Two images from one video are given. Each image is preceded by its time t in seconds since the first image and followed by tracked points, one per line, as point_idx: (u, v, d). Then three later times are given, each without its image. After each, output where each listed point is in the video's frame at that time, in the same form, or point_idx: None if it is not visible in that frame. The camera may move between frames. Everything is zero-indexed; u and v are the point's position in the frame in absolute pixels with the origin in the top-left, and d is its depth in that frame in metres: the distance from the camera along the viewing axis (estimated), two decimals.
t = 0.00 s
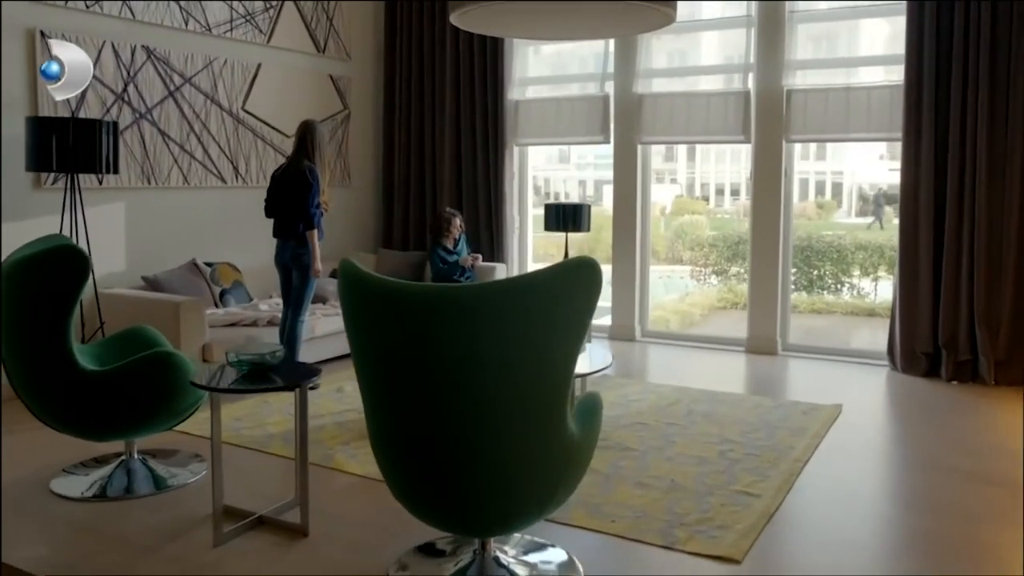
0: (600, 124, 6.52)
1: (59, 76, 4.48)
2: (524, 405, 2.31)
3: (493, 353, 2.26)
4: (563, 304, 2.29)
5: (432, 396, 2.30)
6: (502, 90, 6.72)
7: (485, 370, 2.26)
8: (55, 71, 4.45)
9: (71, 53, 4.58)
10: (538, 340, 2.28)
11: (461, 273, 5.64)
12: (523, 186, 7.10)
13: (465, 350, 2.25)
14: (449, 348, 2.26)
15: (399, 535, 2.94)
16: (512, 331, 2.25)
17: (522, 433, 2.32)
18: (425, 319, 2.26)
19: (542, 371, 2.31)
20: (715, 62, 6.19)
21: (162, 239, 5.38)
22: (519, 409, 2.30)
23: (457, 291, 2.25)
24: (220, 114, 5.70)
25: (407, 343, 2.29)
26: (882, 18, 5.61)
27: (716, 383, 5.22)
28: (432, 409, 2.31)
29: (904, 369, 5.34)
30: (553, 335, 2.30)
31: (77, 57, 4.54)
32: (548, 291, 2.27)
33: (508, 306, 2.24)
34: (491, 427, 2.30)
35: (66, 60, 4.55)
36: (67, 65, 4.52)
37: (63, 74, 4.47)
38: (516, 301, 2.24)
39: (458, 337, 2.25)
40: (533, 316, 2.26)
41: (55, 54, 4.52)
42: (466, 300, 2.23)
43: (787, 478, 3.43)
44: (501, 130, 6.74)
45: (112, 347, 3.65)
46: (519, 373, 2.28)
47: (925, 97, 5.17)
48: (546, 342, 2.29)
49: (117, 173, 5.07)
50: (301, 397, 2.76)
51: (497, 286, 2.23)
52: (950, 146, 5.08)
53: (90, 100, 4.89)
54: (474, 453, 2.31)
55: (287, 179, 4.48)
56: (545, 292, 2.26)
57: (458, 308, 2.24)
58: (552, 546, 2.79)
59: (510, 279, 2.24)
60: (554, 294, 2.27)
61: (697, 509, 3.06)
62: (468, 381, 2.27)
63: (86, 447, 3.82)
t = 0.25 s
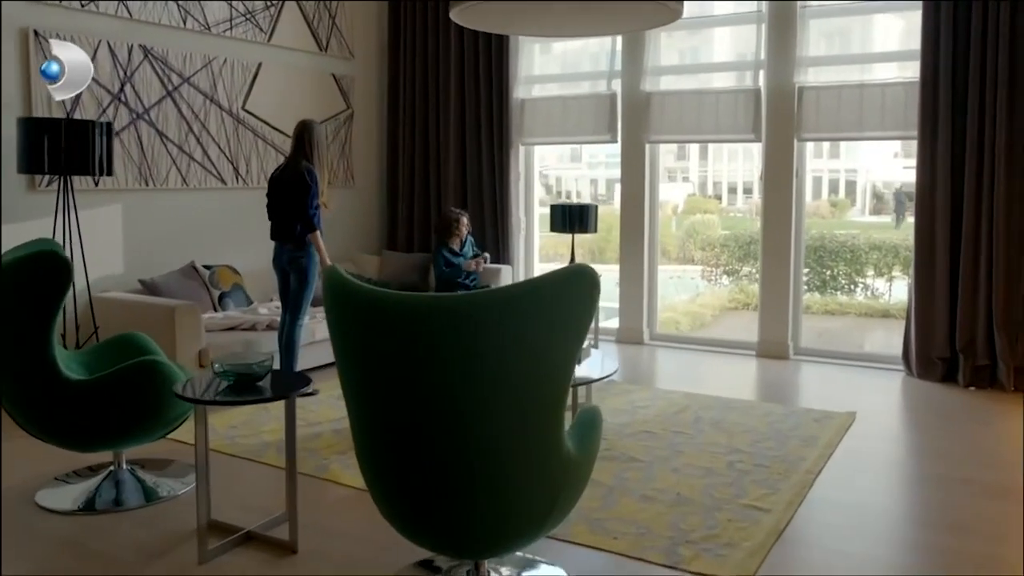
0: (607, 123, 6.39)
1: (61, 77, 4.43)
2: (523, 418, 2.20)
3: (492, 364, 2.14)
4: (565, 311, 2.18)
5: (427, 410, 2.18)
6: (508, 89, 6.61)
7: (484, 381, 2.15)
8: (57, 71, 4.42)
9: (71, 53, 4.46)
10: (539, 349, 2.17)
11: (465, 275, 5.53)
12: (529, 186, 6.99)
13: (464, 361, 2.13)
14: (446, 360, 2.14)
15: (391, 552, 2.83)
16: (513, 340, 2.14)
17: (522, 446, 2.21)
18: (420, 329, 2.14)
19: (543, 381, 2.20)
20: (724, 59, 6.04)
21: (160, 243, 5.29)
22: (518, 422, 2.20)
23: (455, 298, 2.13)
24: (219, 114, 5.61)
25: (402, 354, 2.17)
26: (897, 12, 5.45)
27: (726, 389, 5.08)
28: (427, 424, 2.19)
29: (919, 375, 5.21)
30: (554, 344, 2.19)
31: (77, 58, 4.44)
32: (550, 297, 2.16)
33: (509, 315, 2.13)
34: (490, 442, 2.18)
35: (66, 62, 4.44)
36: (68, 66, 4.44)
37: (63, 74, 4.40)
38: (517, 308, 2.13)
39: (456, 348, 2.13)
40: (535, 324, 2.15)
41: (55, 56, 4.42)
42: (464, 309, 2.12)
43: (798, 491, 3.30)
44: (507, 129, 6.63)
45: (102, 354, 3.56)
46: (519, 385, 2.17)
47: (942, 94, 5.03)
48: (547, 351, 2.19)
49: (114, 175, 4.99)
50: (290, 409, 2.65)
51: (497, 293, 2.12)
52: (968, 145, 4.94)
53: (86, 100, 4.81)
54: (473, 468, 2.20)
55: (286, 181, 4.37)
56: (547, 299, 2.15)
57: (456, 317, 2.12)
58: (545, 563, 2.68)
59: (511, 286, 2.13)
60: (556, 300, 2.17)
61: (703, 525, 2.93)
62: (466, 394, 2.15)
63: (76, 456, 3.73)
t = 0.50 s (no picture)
0: (616, 122, 6.24)
1: (61, 77, 4.32)
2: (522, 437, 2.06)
3: (490, 380, 2.00)
4: (567, 322, 2.04)
5: (420, 430, 2.03)
6: (515, 88, 6.47)
7: (482, 398, 2.01)
8: (57, 71, 4.31)
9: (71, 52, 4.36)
10: (539, 363, 2.03)
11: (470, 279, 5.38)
12: (536, 185, 6.84)
13: (460, 377, 1.99)
14: (438, 377, 1.99)
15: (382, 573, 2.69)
16: (513, 354, 2.00)
17: (521, 467, 2.08)
18: (413, 344, 1.99)
19: (542, 397, 2.06)
20: (736, 56, 5.87)
21: (156, 245, 5.17)
22: (517, 441, 2.06)
23: (450, 310, 1.98)
24: (219, 114, 5.49)
25: (392, 370, 2.02)
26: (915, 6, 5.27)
27: (738, 397, 4.91)
28: (419, 445, 2.04)
29: (939, 383, 5.04)
30: (554, 357, 2.05)
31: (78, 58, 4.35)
32: (551, 308, 2.02)
33: (508, 327, 1.98)
34: (488, 462, 2.04)
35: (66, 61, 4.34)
36: (68, 66, 4.33)
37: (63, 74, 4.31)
38: (517, 320, 1.98)
39: (452, 364, 1.98)
40: (535, 337, 2.01)
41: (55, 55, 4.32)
42: (460, 322, 1.97)
43: (813, 509, 3.13)
44: (513, 128, 6.48)
45: (88, 362, 3.44)
46: (518, 401, 2.03)
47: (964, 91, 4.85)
48: (547, 366, 2.05)
49: (109, 175, 4.88)
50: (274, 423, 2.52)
51: (495, 304, 1.98)
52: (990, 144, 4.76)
53: (80, 99, 4.69)
54: (469, 491, 2.05)
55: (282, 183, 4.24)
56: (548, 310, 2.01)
57: (452, 330, 1.97)
58: None
59: (509, 296, 1.98)
60: (558, 311, 2.03)
61: (711, 546, 2.78)
62: (461, 412, 2.01)
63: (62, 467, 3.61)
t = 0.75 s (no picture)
0: (622, 124, 6.11)
1: (61, 76, 4.29)
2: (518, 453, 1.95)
3: (486, 394, 1.88)
4: (566, 332, 1.93)
5: (410, 447, 1.91)
6: (520, 90, 6.35)
7: (478, 414, 1.88)
8: (57, 71, 4.28)
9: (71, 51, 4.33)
10: (537, 376, 1.92)
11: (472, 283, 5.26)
12: (542, 187, 6.72)
13: (454, 390, 1.86)
14: (424, 392, 1.87)
15: None
16: (511, 366, 1.88)
17: (517, 484, 1.96)
18: (404, 355, 1.86)
19: (539, 411, 1.95)
20: (747, 56, 5.73)
21: (153, 249, 5.08)
22: (510, 460, 1.94)
23: (444, 320, 1.86)
24: (218, 115, 5.39)
25: (381, 384, 1.89)
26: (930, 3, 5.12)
27: (747, 406, 4.77)
28: (409, 462, 1.91)
29: (955, 393, 4.92)
30: (552, 369, 1.94)
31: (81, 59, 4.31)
32: (550, 317, 1.90)
33: (506, 338, 1.86)
34: (479, 482, 1.92)
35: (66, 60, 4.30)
36: (68, 65, 4.28)
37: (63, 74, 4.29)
38: (515, 330, 1.87)
39: (446, 376, 1.86)
40: (534, 348, 1.89)
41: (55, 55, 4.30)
42: (455, 332, 1.85)
43: (825, 526, 2.99)
44: (517, 129, 6.36)
45: (72, 370, 3.34)
46: (511, 417, 1.91)
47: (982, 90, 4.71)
48: (545, 378, 1.93)
49: (104, 178, 4.78)
50: (255, 437, 2.41)
51: (492, 313, 1.86)
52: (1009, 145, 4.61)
53: (74, 100, 4.60)
54: (462, 512, 1.93)
55: (277, 186, 4.14)
56: (544, 321, 1.89)
57: (446, 341, 1.85)
58: None
59: (507, 305, 1.86)
60: (557, 320, 1.91)
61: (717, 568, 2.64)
62: (456, 428, 1.88)
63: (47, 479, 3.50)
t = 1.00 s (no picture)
0: (629, 125, 5.99)
1: (61, 77, 4.29)
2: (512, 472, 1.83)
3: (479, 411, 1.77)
4: (562, 344, 1.82)
5: (398, 468, 1.78)
6: (524, 92, 6.23)
7: (471, 431, 1.77)
8: (57, 71, 4.28)
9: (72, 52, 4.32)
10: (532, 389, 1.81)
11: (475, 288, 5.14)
12: (548, 191, 6.60)
13: (446, 408, 1.75)
14: (405, 408, 1.75)
15: None
16: (505, 380, 1.77)
17: (510, 506, 1.85)
18: (393, 371, 1.74)
19: (533, 427, 1.84)
20: (757, 55, 5.59)
21: (149, 253, 4.98)
22: (496, 479, 1.81)
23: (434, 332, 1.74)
24: (217, 118, 5.30)
25: (367, 401, 1.76)
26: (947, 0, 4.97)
27: (757, 416, 4.62)
28: (396, 485, 1.79)
29: (973, 402, 4.76)
30: (542, 383, 1.82)
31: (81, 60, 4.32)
32: (544, 327, 1.79)
33: (500, 349, 1.75)
34: (464, 503, 1.80)
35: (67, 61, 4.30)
36: (68, 65, 4.29)
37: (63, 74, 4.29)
38: (510, 342, 1.76)
39: (437, 393, 1.74)
40: (528, 359, 1.78)
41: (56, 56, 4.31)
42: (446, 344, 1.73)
43: (837, 545, 2.84)
44: (523, 131, 6.25)
45: (57, 379, 3.24)
46: (498, 433, 1.79)
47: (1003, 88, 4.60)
48: (538, 391, 1.83)
49: (99, 181, 4.69)
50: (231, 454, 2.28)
51: (485, 323, 1.74)
52: None
53: (68, 101, 4.51)
54: (453, 536, 1.81)
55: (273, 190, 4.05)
56: (533, 331, 1.78)
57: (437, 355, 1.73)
58: None
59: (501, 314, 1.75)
60: (553, 331, 1.81)
61: None
62: (447, 447, 1.77)
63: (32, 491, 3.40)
